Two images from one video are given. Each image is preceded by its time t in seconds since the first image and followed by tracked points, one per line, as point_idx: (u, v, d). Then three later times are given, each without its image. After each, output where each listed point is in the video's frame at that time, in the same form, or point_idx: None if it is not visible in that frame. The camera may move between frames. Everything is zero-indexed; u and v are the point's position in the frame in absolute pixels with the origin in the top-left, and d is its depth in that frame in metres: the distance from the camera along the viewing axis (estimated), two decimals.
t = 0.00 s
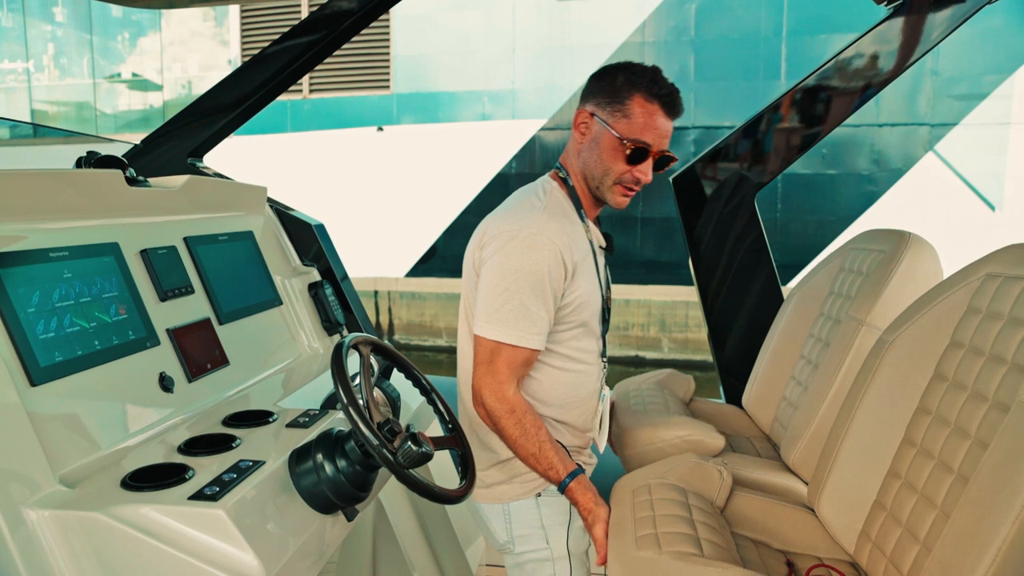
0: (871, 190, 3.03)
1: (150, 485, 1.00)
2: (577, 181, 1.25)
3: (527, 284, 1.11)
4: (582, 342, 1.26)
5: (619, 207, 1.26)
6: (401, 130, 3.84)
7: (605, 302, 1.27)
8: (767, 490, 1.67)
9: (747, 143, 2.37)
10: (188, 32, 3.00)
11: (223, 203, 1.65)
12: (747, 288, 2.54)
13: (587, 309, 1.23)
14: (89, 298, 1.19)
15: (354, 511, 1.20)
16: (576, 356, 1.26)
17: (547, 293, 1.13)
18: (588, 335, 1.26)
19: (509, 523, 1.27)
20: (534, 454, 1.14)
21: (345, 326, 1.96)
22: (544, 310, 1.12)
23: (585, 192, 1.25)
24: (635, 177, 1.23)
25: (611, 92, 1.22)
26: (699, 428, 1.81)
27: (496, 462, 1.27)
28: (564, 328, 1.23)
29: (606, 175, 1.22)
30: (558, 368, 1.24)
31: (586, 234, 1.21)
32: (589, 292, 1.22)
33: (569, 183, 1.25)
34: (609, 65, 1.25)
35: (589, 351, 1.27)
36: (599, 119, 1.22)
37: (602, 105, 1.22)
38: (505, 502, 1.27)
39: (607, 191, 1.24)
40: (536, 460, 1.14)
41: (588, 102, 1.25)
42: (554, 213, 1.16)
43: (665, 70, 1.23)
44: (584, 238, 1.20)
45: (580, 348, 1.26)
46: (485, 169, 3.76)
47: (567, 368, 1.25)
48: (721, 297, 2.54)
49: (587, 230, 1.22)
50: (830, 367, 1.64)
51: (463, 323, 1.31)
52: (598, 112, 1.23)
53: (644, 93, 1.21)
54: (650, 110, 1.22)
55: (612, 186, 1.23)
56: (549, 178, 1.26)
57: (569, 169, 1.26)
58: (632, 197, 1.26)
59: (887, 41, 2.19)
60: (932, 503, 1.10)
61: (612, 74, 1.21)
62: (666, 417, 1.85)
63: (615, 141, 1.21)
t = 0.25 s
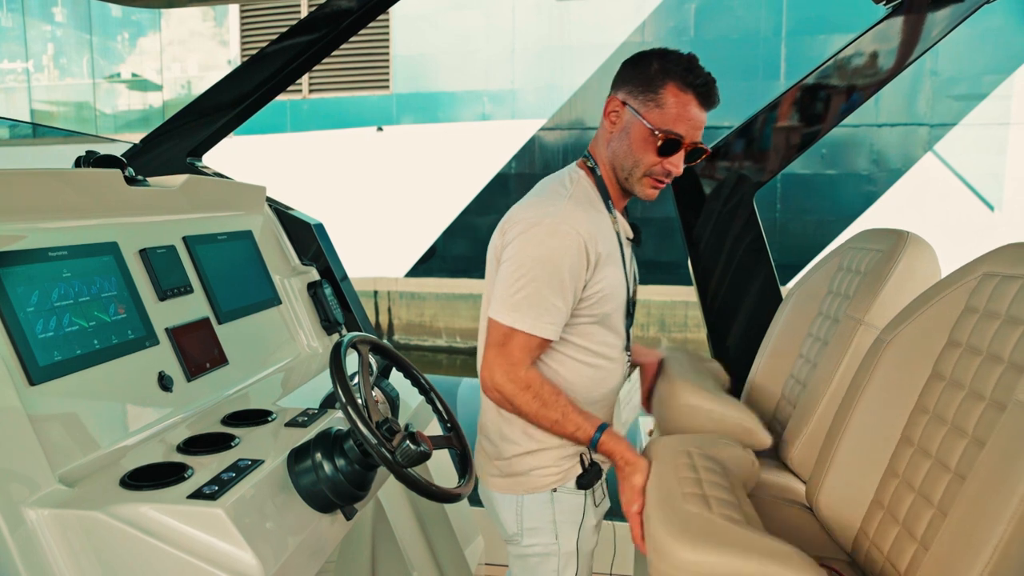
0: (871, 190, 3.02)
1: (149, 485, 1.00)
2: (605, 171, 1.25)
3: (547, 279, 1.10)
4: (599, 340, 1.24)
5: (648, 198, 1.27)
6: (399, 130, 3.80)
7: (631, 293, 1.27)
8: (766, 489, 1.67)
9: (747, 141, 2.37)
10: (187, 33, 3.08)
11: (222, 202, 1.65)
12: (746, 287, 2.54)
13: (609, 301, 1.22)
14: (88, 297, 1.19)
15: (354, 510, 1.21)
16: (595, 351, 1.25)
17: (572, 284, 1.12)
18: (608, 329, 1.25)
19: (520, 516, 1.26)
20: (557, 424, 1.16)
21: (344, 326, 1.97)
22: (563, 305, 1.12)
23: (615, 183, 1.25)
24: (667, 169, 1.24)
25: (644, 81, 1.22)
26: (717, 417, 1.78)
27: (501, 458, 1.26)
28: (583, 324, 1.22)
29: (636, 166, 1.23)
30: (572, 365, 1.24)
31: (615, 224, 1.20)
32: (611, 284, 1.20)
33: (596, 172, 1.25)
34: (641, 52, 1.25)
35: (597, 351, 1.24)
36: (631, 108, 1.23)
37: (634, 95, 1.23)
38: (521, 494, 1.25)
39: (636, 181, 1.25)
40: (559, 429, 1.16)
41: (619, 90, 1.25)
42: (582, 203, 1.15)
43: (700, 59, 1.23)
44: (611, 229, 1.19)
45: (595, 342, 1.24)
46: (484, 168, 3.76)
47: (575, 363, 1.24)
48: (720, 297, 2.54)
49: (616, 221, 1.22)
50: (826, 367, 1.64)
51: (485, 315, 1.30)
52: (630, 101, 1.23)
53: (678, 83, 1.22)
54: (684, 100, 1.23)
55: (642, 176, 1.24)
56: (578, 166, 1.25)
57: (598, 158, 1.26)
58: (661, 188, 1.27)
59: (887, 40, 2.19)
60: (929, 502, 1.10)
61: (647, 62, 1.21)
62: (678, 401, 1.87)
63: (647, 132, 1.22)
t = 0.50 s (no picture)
0: (871, 190, 3.02)
1: (150, 485, 1.01)
2: (613, 166, 1.24)
3: (560, 277, 1.10)
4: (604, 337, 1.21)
5: (657, 196, 1.25)
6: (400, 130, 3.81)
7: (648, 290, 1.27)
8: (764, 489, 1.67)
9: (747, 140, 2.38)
10: (186, 34, 3.06)
11: (223, 203, 1.65)
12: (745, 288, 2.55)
13: (629, 296, 1.20)
14: (89, 298, 1.19)
15: (354, 510, 1.21)
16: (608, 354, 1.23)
17: (587, 277, 1.11)
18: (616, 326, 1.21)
19: (528, 512, 1.27)
20: (624, 403, 1.13)
21: (344, 326, 1.97)
22: (586, 301, 1.11)
23: (623, 179, 1.24)
24: (675, 166, 1.21)
25: (654, 75, 1.20)
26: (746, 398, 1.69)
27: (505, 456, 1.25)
28: (607, 323, 1.20)
29: (642, 161, 1.21)
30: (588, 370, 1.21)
31: (625, 222, 1.20)
32: (626, 281, 1.19)
33: (604, 168, 1.24)
34: (655, 45, 1.23)
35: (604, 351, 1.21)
36: (639, 103, 1.21)
37: (643, 89, 1.21)
38: (530, 492, 1.26)
39: (642, 178, 1.23)
40: (627, 406, 1.13)
41: (631, 84, 1.24)
42: (589, 201, 1.15)
43: (714, 53, 1.20)
44: (621, 225, 1.18)
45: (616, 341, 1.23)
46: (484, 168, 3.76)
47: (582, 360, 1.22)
48: (719, 297, 2.55)
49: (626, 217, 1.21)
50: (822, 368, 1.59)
51: (502, 318, 1.29)
52: (639, 95, 1.22)
53: (690, 78, 1.19)
54: (695, 96, 1.21)
55: (648, 172, 1.22)
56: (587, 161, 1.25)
57: (607, 153, 1.25)
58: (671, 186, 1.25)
59: (887, 39, 2.19)
60: (926, 501, 1.07)
61: (658, 55, 1.19)
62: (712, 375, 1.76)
63: (653, 127, 1.20)
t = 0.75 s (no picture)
0: (870, 191, 2.96)
1: (151, 485, 1.01)
2: (606, 168, 1.25)
3: (551, 276, 1.10)
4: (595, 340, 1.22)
5: (649, 201, 1.24)
6: (399, 131, 3.76)
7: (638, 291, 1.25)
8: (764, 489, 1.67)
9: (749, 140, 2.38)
10: (187, 34, 2.97)
11: (225, 204, 1.66)
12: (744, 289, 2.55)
13: (621, 297, 1.21)
14: (91, 299, 1.20)
15: (355, 510, 1.21)
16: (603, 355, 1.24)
17: (579, 275, 1.12)
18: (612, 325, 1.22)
19: (523, 517, 1.26)
20: (628, 404, 1.14)
21: (344, 327, 1.97)
22: (578, 301, 1.11)
23: (616, 182, 1.24)
24: (667, 173, 1.21)
25: (650, 80, 1.19)
26: (745, 398, 1.70)
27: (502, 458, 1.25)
28: (600, 325, 1.21)
29: (632, 167, 1.21)
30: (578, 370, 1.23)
31: (614, 222, 1.20)
32: (615, 282, 1.19)
33: (596, 170, 1.25)
34: (651, 49, 1.22)
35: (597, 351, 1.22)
36: (632, 108, 1.21)
37: (637, 94, 1.21)
38: (524, 496, 1.25)
39: (633, 182, 1.23)
40: (631, 407, 1.15)
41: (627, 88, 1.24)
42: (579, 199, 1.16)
43: (709, 61, 1.18)
44: (611, 228, 1.18)
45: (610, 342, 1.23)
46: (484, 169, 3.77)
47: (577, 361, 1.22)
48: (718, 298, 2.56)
49: (616, 219, 1.21)
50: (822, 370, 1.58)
51: (496, 323, 1.29)
52: (633, 100, 1.21)
53: (685, 84, 1.18)
54: (689, 103, 1.20)
55: (638, 178, 1.22)
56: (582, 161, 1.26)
57: (601, 156, 1.26)
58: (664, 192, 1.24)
59: (887, 40, 2.20)
60: (926, 501, 1.06)
61: (653, 60, 1.18)
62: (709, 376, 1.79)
63: (644, 133, 1.19)
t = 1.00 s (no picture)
0: (870, 192, 3.04)
1: (152, 488, 1.01)
2: (578, 182, 1.17)
3: (501, 284, 1.08)
4: (574, 341, 1.19)
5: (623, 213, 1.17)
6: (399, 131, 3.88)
7: (605, 298, 1.20)
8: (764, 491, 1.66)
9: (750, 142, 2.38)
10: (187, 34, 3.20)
11: (225, 207, 1.66)
12: (745, 290, 2.55)
13: (586, 303, 1.17)
14: (91, 301, 1.20)
15: (355, 512, 1.21)
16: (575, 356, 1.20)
17: (524, 290, 1.09)
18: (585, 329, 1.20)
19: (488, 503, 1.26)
20: (562, 416, 1.11)
21: (345, 329, 1.97)
22: (527, 309, 1.09)
23: (586, 193, 1.17)
24: (641, 188, 1.12)
25: (616, 91, 1.08)
26: (744, 401, 1.69)
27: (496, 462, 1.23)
28: (560, 329, 1.18)
29: (607, 186, 1.12)
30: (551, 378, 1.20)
31: (582, 229, 1.16)
32: (579, 287, 1.15)
33: (568, 186, 1.17)
34: (613, 53, 1.09)
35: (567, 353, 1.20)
36: (600, 125, 1.10)
37: (603, 108, 1.10)
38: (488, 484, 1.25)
39: (608, 199, 1.15)
40: (565, 418, 1.11)
41: (591, 97, 1.12)
42: (533, 207, 1.11)
43: (677, 66, 1.07)
44: (575, 235, 1.15)
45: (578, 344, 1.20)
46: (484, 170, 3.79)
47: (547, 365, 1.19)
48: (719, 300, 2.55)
49: (585, 229, 1.16)
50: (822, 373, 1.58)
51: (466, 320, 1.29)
52: (599, 115, 1.10)
53: (655, 96, 1.07)
54: (662, 115, 1.09)
55: (614, 195, 1.14)
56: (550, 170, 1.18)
57: (571, 169, 1.17)
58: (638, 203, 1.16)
59: (887, 42, 2.20)
60: (926, 504, 1.05)
61: (617, 75, 1.06)
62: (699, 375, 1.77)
63: (616, 153, 1.10)
